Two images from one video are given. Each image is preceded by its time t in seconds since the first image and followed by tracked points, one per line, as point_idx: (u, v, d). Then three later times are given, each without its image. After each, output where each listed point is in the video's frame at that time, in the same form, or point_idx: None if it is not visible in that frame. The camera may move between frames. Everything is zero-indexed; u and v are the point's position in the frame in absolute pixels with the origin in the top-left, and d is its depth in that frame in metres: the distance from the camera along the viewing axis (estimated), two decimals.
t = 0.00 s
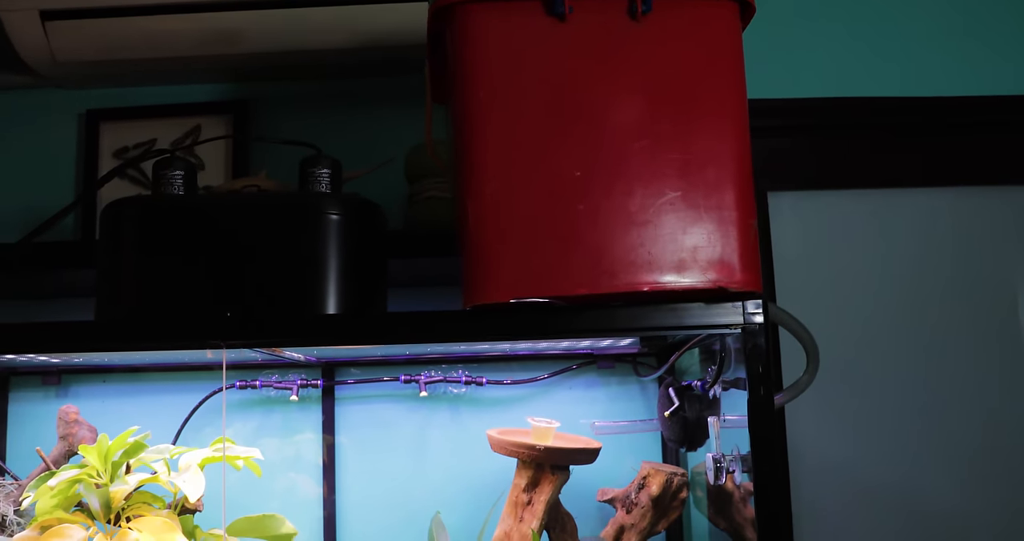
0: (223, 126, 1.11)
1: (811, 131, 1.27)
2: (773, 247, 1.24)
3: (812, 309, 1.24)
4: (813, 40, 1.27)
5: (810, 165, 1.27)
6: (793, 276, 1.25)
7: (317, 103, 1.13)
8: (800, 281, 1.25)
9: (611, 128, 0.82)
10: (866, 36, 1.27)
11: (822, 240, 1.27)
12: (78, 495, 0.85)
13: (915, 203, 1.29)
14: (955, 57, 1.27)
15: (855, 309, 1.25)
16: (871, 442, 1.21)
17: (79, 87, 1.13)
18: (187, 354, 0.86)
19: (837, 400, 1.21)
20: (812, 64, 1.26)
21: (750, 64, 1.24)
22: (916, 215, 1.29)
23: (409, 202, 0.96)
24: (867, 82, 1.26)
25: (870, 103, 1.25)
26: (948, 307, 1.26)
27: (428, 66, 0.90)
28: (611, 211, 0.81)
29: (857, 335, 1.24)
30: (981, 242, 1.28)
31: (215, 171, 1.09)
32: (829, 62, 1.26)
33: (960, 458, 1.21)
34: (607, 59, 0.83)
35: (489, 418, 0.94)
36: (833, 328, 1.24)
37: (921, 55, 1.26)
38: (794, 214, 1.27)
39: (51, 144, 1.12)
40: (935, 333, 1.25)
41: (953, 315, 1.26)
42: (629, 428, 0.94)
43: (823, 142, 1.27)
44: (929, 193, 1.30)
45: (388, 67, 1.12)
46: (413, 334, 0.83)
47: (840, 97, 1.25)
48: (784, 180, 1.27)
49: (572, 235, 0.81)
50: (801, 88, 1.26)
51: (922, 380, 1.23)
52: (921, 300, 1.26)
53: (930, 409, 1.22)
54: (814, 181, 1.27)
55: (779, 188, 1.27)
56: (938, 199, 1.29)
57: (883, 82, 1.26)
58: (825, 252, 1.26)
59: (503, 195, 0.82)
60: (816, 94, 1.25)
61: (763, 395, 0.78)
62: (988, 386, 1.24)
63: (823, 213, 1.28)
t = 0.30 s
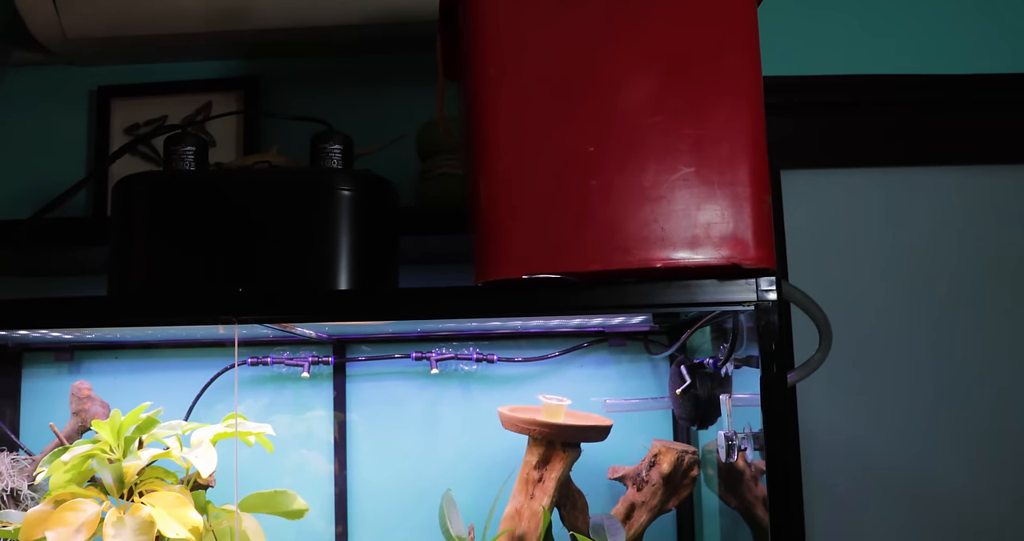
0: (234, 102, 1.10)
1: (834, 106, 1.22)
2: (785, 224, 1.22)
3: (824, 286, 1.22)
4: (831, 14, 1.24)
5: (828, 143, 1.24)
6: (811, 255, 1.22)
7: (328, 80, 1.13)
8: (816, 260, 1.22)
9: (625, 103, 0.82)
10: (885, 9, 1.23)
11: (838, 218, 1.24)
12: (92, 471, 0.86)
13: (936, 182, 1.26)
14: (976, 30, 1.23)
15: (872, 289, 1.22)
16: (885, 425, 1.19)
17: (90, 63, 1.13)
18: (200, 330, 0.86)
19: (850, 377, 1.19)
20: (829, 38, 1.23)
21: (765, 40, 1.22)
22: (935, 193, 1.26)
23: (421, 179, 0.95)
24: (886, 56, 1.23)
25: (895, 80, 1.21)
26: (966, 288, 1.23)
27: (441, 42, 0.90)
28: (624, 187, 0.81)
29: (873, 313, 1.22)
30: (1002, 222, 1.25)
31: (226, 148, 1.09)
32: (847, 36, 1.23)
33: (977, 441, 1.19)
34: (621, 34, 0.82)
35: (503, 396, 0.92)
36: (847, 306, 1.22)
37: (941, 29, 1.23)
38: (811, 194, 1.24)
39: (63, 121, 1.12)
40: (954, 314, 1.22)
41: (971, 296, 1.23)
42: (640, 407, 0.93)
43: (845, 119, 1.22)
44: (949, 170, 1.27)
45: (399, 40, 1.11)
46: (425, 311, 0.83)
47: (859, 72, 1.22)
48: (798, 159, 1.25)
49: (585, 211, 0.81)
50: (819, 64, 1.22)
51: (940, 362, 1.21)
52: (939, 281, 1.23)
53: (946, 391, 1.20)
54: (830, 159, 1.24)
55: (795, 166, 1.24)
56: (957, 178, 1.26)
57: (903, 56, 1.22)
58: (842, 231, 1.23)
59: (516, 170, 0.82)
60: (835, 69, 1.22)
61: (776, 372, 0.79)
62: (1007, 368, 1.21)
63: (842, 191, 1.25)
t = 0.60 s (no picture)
0: (247, 79, 1.10)
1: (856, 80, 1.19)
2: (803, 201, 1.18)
3: (843, 263, 1.19)
4: None
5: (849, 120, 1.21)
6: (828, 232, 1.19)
7: (343, 56, 1.12)
8: (835, 236, 1.19)
9: (641, 77, 0.81)
10: None
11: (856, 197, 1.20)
12: (108, 446, 0.88)
13: (957, 160, 1.22)
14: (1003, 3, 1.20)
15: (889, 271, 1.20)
16: (902, 408, 1.17)
17: (105, 40, 1.13)
18: (217, 305, 0.86)
19: (865, 356, 1.17)
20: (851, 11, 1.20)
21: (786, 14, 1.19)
22: (958, 170, 1.22)
23: (437, 155, 0.95)
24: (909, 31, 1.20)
25: (917, 56, 1.18)
26: (988, 268, 1.20)
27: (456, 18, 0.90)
28: (640, 162, 0.80)
29: (891, 291, 1.19)
30: None
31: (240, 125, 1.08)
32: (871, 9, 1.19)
33: (996, 423, 1.17)
34: (638, 7, 0.81)
35: (517, 373, 0.93)
36: (865, 284, 1.19)
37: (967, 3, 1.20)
38: (825, 176, 1.21)
39: (77, 97, 1.12)
40: (975, 296, 1.19)
41: (994, 276, 1.20)
42: (654, 385, 0.93)
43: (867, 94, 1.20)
44: (974, 146, 1.23)
45: (413, 14, 1.10)
46: (441, 286, 0.82)
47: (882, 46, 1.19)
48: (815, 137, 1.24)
49: (602, 186, 0.80)
50: (841, 38, 1.19)
51: (960, 344, 1.18)
52: (960, 262, 1.20)
53: (966, 373, 1.18)
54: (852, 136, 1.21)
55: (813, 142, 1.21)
56: (984, 155, 1.23)
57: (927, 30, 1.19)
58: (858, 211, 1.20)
59: (532, 146, 0.82)
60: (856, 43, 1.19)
61: (794, 347, 0.78)
62: None
63: (863, 166, 1.22)
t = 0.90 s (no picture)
0: (264, 58, 1.09)
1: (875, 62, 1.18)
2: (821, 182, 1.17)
3: (860, 245, 1.19)
4: None
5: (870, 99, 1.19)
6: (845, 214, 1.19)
7: (360, 36, 1.12)
8: (853, 219, 1.19)
9: (661, 55, 0.80)
10: None
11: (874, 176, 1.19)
12: (126, 423, 0.89)
13: (978, 143, 1.21)
14: None
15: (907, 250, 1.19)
16: (920, 392, 1.16)
17: (122, 20, 1.13)
18: (234, 284, 0.87)
19: (881, 337, 1.16)
20: None
21: None
22: (978, 153, 1.21)
23: (452, 134, 0.95)
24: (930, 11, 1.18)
25: (939, 36, 1.16)
26: (1009, 252, 1.19)
27: None
28: (660, 141, 0.80)
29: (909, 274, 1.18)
30: None
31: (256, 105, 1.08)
32: None
33: (1015, 408, 1.16)
34: None
35: (531, 353, 0.94)
36: (884, 268, 1.18)
37: None
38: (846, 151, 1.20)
39: (94, 77, 1.13)
40: (995, 280, 1.18)
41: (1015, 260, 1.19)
42: (671, 365, 0.94)
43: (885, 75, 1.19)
44: (998, 127, 1.21)
45: None
46: (459, 265, 0.82)
47: (902, 27, 1.18)
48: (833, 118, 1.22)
49: (621, 165, 0.80)
50: (861, 19, 1.18)
51: (979, 328, 1.17)
52: (980, 246, 1.19)
53: (986, 358, 1.17)
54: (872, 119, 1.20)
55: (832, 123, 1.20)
56: (1005, 138, 1.21)
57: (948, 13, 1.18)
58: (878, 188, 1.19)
59: (550, 124, 0.81)
60: (876, 24, 1.18)
61: (813, 327, 0.77)
62: None
63: (883, 146, 1.20)
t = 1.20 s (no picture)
0: (280, 38, 1.09)
1: (895, 44, 1.17)
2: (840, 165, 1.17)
3: (879, 227, 1.18)
4: None
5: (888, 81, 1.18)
6: (861, 196, 1.18)
7: (377, 16, 1.12)
8: (872, 201, 1.18)
9: (678, 33, 0.79)
10: None
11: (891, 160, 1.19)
12: (143, 403, 0.89)
13: (999, 125, 1.19)
14: None
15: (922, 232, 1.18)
16: (940, 375, 1.15)
17: None
18: (250, 264, 0.87)
19: (899, 319, 1.16)
20: None
21: None
22: (999, 135, 1.19)
23: (467, 115, 0.95)
24: None
25: (961, 17, 1.15)
26: None
27: None
28: (678, 120, 0.79)
29: (926, 258, 1.17)
30: None
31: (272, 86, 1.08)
32: None
33: None
34: None
35: (546, 333, 0.94)
36: (902, 250, 1.18)
37: None
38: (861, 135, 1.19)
39: (110, 57, 1.13)
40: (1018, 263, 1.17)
41: None
42: (686, 346, 0.95)
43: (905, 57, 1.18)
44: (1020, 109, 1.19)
45: None
46: (475, 245, 0.82)
47: (924, 9, 1.16)
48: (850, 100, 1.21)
49: (639, 144, 0.79)
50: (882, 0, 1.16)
51: (1001, 312, 1.16)
52: (1003, 229, 1.18)
53: (1007, 341, 1.16)
54: (891, 100, 1.18)
55: (849, 105, 1.19)
56: None
57: None
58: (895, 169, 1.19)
59: (568, 103, 0.81)
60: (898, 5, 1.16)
61: (831, 308, 0.77)
62: None
63: (902, 128, 1.19)
